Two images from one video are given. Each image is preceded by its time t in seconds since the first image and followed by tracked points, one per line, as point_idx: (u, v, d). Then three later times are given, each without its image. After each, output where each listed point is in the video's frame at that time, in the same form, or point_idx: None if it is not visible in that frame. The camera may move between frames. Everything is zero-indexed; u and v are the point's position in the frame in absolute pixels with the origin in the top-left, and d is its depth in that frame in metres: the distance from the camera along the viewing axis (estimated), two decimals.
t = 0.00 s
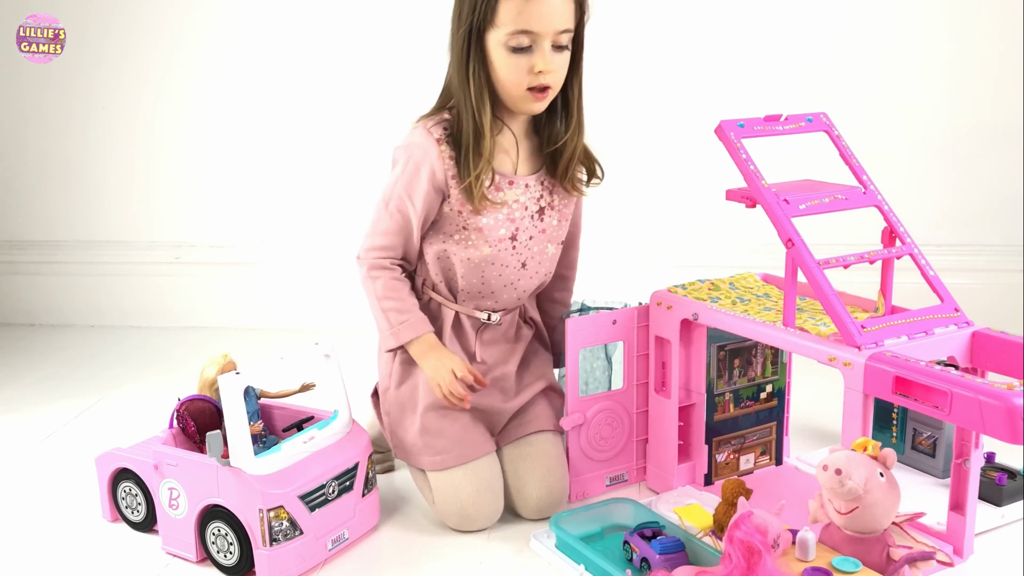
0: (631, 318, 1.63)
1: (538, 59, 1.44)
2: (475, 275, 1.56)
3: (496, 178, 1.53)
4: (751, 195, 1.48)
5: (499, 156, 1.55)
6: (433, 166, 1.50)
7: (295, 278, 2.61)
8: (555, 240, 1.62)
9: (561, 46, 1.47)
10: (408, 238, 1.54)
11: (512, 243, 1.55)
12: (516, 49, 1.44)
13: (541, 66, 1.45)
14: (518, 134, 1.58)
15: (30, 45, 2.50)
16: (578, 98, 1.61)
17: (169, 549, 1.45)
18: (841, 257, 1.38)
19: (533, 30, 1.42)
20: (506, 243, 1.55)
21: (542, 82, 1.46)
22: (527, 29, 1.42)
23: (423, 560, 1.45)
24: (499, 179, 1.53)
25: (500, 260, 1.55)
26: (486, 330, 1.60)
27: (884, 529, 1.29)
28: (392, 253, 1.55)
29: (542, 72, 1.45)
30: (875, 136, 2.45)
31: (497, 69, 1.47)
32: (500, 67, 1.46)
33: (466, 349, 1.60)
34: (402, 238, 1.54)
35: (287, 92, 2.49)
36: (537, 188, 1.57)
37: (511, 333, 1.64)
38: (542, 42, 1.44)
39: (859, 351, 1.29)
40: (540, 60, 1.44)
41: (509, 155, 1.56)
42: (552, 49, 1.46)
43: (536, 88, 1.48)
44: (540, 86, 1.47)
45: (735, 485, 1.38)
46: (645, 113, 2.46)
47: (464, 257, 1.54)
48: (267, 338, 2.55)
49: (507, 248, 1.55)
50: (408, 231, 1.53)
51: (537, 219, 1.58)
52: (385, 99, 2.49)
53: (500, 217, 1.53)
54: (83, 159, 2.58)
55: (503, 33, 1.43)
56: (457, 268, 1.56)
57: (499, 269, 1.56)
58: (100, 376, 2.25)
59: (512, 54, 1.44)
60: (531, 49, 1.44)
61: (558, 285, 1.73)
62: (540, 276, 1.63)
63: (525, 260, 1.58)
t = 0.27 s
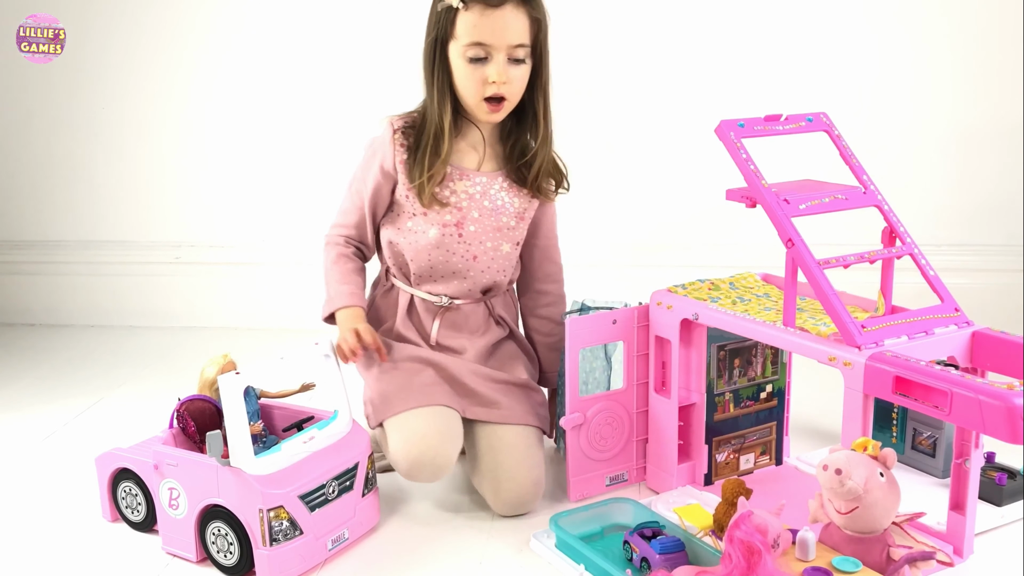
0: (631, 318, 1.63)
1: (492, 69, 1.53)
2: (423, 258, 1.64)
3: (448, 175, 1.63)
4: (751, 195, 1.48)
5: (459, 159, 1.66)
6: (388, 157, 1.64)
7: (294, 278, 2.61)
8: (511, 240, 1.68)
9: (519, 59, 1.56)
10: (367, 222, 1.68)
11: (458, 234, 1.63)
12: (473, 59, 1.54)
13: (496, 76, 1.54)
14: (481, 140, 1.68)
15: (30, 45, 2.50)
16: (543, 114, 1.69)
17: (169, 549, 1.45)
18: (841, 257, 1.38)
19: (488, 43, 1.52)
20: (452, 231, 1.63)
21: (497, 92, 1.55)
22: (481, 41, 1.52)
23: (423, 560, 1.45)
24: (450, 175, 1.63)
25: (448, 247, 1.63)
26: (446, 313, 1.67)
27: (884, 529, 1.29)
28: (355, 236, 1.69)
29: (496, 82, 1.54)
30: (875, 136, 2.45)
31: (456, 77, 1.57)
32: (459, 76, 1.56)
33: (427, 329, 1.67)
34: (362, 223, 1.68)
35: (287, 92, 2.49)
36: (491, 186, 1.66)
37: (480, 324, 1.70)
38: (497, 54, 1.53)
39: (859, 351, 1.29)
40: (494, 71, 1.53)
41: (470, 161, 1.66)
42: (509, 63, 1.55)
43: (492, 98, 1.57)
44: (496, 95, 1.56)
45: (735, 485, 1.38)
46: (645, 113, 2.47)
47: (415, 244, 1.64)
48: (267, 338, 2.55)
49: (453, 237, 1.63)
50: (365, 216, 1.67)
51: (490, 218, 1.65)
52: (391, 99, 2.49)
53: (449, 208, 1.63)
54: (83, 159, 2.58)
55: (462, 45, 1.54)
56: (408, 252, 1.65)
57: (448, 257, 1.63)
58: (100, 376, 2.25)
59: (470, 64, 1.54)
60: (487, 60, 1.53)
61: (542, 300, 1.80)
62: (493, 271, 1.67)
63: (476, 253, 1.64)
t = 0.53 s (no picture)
0: (631, 318, 1.63)
1: (437, 52, 1.53)
2: (421, 254, 1.66)
3: (430, 162, 1.65)
4: (752, 195, 1.48)
5: (446, 145, 1.67)
6: (382, 156, 1.70)
7: (294, 278, 2.60)
8: (510, 225, 1.66)
9: (467, 39, 1.54)
10: (376, 230, 1.72)
11: (451, 224, 1.64)
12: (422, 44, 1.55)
13: (441, 58, 1.53)
14: (464, 127, 1.67)
15: (30, 45, 2.50)
16: (527, 92, 1.63)
17: (169, 549, 1.45)
18: (841, 257, 1.38)
19: (426, 25, 1.52)
20: (444, 222, 1.64)
21: (447, 72, 1.55)
22: (423, 25, 1.53)
23: (423, 560, 1.45)
24: (438, 163, 1.65)
25: (443, 238, 1.64)
26: (452, 316, 1.69)
27: (884, 529, 1.29)
28: (368, 246, 1.72)
29: (443, 64, 1.54)
30: (875, 136, 2.45)
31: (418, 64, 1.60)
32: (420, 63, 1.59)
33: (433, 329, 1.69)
34: (371, 232, 1.72)
35: (287, 92, 2.49)
36: (481, 172, 1.65)
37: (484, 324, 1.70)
38: (439, 36, 1.53)
39: (859, 351, 1.29)
40: (438, 53, 1.53)
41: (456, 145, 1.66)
42: (455, 43, 1.54)
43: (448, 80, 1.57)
44: (449, 77, 1.55)
45: (735, 485, 1.38)
46: (645, 114, 2.47)
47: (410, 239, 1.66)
48: (267, 338, 2.55)
49: (446, 227, 1.64)
50: (371, 224, 1.71)
51: (484, 204, 1.64)
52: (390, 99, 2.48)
53: (436, 198, 1.64)
54: (83, 159, 2.58)
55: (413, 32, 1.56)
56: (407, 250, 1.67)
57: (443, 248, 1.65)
58: (99, 376, 2.25)
59: (422, 49, 1.56)
60: (433, 43, 1.54)
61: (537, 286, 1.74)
62: (497, 260, 1.66)
63: (472, 240, 1.65)
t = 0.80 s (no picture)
0: (631, 318, 1.63)
1: (432, 64, 1.52)
2: (453, 254, 1.62)
3: (456, 159, 1.64)
4: (752, 196, 1.48)
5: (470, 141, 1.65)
6: (404, 155, 1.66)
7: (294, 278, 2.60)
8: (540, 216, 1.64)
9: (458, 48, 1.51)
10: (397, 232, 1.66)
11: (484, 218, 1.62)
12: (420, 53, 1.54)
13: (435, 70, 1.52)
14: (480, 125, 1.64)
15: (30, 45, 2.50)
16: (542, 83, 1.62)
17: (169, 549, 1.45)
18: (841, 257, 1.38)
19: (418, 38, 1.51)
20: (476, 218, 1.62)
21: (442, 84, 1.53)
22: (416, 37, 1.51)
23: (423, 561, 1.45)
24: (464, 158, 1.64)
25: (475, 233, 1.62)
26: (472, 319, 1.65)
27: (884, 529, 1.29)
28: (387, 251, 1.65)
29: (437, 76, 1.52)
30: (875, 135, 2.45)
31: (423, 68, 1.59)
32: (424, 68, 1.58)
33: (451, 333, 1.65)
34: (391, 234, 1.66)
35: (287, 92, 2.49)
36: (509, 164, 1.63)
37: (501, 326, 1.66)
38: (432, 48, 1.51)
39: (859, 351, 1.29)
40: (432, 66, 1.52)
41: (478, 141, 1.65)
42: (447, 53, 1.51)
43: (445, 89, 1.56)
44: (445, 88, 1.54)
45: (735, 485, 1.38)
46: (645, 114, 2.47)
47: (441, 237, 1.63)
48: (267, 338, 2.55)
49: (480, 222, 1.62)
50: (393, 228, 1.65)
51: (513, 198, 1.63)
52: (390, 99, 2.49)
53: (464, 192, 1.63)
54: (83, 159, 2.58)
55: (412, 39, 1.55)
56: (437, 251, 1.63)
57: (476, 244, 1.62)
58: (99, 376, 2.25)
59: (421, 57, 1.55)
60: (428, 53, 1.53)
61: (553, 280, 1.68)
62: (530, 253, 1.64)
63: (504, 234, 1.63)
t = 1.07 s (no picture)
0: (631, 318, 1.63)
1: (445, 52, 1.53)
2: (427, 251, 1.65)
3: (444, 157, 1.66)
4: (752, 195, 1.48)
5: (465, 143, 1.67)
6: (398, 147, 1.70)
7: (294, 278, 2.60)
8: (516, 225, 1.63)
9: (475, 38, 1.52)
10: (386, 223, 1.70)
11: (458, 220, 1.63)
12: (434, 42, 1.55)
13: (448, 59, 1.53)
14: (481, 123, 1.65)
15: (30, 45, 2.50)
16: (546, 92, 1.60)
17: (171, 549, 1.45)
18: (841, 257, 1.38)
19: (434, 25, 1.52)
20: (451, 218, 1.64)
21: (454, 74, 1.54)
22: (432, 24, 1.52)
23: (423, 561, 1.45)
24: (450, 158, 1.66)
25: (449, 233, 1.64)
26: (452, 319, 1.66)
27: (884, 529, 1.29)
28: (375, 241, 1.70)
29: (450, 65, 1.53)
30: (875, 136, 2.45)
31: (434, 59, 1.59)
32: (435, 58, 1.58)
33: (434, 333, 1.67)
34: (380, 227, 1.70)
35: (288, 92, 2.49)
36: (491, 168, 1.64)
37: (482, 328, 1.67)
38: (447, 37, 1.52)
39: (859, 351, 1.29)
40: (445, 54, 1.52)
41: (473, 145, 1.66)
42: (462, 43, 1.52)
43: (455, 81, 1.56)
44: (455, 78, 1.55)
45: (735, 485, 1.38)
46: (645, 114, 2.47)
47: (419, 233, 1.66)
48: (267, 338, 2.55)
49: (455, 223, 1.64)
50: (384, 216, 1.70)
51: (491, 203, 1.63)
52: (390, 99, 2.48)
53: (442, 192, 1.64)
54: (83, 160, 2.58)
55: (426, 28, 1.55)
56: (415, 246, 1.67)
57: (449, 243, 1.64)
58: (99, 376, 2.25)
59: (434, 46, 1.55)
60: (441, 42, 1.53)
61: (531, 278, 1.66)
62: (499, 257, 1.63)
63: (477, 238, 1.64)
